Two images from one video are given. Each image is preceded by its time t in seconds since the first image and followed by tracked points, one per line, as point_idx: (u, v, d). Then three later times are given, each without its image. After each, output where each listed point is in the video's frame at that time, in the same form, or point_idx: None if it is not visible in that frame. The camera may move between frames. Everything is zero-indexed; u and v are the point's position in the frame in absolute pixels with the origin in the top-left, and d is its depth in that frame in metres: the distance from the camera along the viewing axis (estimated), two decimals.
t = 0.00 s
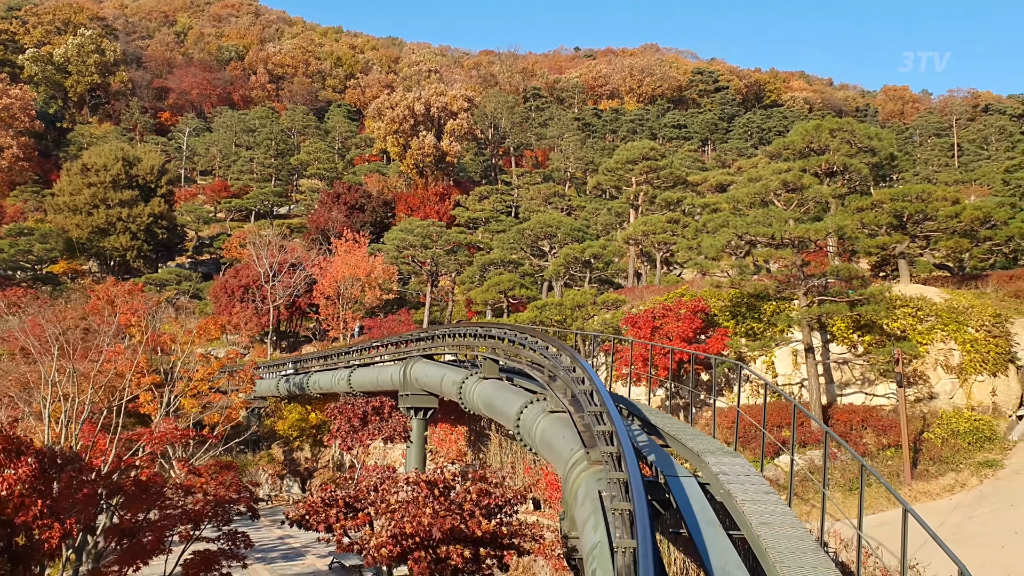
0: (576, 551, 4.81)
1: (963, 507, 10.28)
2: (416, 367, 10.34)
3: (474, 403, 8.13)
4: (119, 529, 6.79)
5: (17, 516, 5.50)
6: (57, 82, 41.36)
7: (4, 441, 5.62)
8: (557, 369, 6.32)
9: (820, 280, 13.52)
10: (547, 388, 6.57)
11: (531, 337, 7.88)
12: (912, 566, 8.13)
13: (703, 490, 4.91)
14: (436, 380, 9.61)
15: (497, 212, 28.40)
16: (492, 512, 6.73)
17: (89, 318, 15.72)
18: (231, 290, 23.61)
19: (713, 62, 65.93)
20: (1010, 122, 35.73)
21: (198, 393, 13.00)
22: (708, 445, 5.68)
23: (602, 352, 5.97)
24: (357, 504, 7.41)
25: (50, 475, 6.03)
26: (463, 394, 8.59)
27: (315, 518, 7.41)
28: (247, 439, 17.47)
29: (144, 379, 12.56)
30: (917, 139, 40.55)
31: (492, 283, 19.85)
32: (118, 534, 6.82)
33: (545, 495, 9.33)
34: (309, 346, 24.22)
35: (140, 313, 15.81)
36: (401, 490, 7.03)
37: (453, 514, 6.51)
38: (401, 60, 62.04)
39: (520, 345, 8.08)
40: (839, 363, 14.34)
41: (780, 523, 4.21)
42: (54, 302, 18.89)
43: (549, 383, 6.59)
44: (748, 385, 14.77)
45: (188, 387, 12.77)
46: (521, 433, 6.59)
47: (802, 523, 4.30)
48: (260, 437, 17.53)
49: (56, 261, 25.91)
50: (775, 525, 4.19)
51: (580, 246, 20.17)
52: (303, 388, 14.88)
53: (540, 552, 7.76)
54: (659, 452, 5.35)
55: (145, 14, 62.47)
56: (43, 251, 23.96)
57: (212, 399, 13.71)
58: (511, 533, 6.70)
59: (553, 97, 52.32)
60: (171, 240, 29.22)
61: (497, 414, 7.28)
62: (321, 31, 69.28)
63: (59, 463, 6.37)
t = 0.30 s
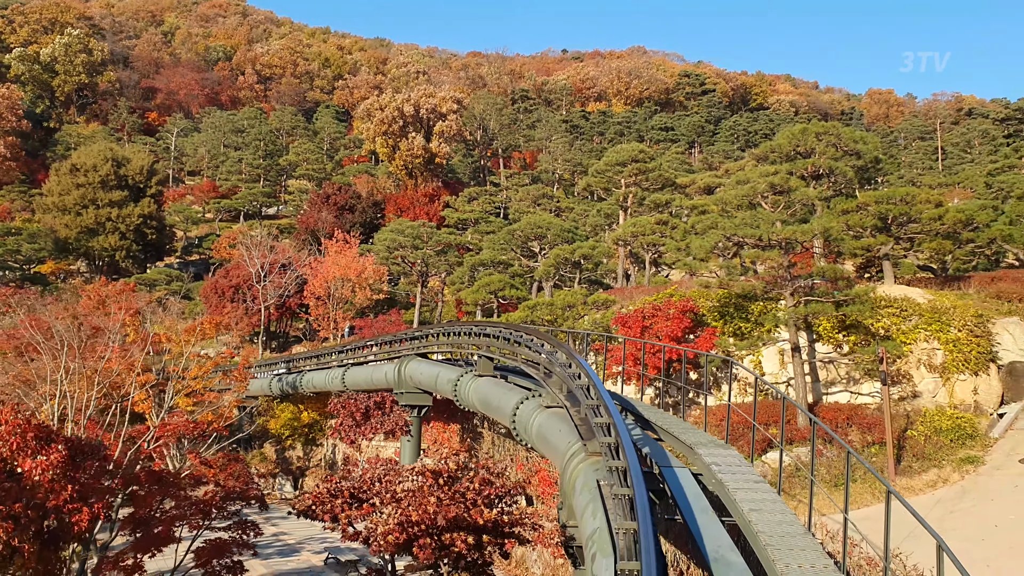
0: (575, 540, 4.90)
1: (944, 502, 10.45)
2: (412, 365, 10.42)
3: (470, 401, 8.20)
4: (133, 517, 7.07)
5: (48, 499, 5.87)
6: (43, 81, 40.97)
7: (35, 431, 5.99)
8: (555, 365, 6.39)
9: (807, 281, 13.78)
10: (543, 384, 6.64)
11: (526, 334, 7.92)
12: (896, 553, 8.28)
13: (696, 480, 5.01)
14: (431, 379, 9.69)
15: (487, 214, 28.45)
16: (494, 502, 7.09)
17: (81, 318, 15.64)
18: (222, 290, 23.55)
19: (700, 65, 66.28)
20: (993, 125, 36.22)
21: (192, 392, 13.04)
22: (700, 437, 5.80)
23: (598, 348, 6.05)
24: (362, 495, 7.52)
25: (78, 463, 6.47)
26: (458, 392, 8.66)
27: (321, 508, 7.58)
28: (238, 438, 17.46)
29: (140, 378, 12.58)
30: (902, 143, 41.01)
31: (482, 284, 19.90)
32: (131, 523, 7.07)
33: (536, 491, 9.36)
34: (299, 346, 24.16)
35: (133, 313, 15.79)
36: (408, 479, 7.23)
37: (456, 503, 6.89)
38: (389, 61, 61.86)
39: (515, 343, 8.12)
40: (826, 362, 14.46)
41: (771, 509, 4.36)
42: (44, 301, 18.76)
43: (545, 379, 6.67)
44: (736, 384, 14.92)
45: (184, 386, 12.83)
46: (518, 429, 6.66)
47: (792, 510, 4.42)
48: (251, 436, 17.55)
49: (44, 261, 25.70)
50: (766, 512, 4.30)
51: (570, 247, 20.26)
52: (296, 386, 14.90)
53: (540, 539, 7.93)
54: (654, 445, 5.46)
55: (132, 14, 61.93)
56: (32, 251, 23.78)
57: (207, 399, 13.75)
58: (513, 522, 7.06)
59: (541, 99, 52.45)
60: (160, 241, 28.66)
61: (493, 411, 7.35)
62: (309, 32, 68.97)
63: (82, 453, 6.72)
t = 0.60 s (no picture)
0: (569, 527, 5.00)
1: (923, 494, 10.66)
2: (404, 363, 10.51)
3: (462, 397, 8.25)
4: (141, 504, 7.22)
5: (72, 485, 6.09)
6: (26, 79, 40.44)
7: (59, 419, 6.16)
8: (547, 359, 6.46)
9: (789, 280, 13.98)
10: (534, 379, 6.71)
11: (516, 331, 7.98)
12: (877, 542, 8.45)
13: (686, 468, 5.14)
14: (423, 376, 9.78)
15: (474, 214, 28.46)
16: (491, 488, 6.98)
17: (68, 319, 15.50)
18: (209, 289, 23.41)
19: (685, 67, 66.69)
20: (974, 127, 36.73)
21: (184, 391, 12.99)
22: (687, 428, 5.93)
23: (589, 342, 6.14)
24: (363, 484, 7.41)
25: (97, 448, 6.67)
26: (450, 389, 8.69)
27: (323, 498, 7.53)
28: (227, 436, 17.42)
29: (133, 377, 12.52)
30: (885, 144, 41.51)
31: (470, 283, 19.92)
32: (138, 509, 7.24)
33: (526, 485, 9.44)
34: (287, 346, 24.07)
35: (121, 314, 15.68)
36: (408, 467, 7.17)
37: (456, 490, 6.84)
38: (374, 61, 61.64)
39: (506, 340, 8.18)
40: (808, 359, 14.70)
41: (757, 495, 4.51)
42: (30, 301, 18.56)
43: (537, 373, 6.75)
44: (721, 381, 15.09)
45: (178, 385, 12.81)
46: (510, 423, 6.72)
47: (776, 495, 4.57)
48: (241, 435, 17.53)
49: (29, 261, 25.40)
50: (752, 497, 4.45)
51: (558, 247, 20.35)
52: (287, 384, 14.91)
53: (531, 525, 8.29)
54: (644, 436, 5.57)
55: (116, 12, 61.22)
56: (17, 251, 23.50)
57: (199, 398, 13.72)
58: (509, 510, 7.05)
59: (527, 100, 52.52)
60: (146, 240, 28.60)
61: (486, 407, 7.39)
62: (294, 32, 68.55)
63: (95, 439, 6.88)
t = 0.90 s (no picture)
0: (557, 512, 5.11)
1: (899, 487, 10.93)
2: (391, 359, 10.60)
3: (450, 391, 8.32)
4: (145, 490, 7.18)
5: (85, 467, 6.16)
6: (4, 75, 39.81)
7: (72, 403, 6.23)
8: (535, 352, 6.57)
9: (769, 278, 14.00)
10: (523, 372, 6.81)
11: (503, 326, 8.08)
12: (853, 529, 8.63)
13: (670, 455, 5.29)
14: (411, 372, 9.87)
15: (458, 212, 28.50)
16: (483, 475, 6.88)
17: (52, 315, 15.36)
18: (193, 286, 23.24)
19: (667, 67, 67.18)
20: (951, 128, 37.41)
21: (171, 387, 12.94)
22: (671, 418, 6.09)
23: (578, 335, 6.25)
24: (358, 472, 7.30)
25: (111, 433, 6.72)
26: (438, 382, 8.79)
27: (319, 485, 7.44)
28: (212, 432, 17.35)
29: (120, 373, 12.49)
30: (863, 145, 42.17)
31: (455, 281, 19.96)
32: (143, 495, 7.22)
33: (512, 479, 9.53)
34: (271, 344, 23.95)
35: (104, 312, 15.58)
36: (403, 455, 7.13)
37: (450, 476, 6.74)
38: (357, 59, 61.37)
39: (493, 335, 8.28)
40: (788, 355, 14.98)
41: (739, 479, 4.67)
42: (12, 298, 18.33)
43: (525, 367, 6.85)
44: (703, 376, 15.33)
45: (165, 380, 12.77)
46: (499, 416, 6.81)
47: (757, 480, 4.74)
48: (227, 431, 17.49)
49: (10, 258, 25.06)
50: (734, 481, 4.61)
51: (542, 244, 20.48)
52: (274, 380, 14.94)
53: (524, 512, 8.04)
54: (629, 425, 5.71)
55: (95, 7, 60.41)
56: None
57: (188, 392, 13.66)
58: (501, 494, 6.94)
59: (510, 98, 52.60)
60: (130, 237, 28.31)
61: (475, 400, 7.47)
62: (276, 29, 68.04)
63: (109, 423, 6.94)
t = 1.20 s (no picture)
0: (542, 499, 5.24)
1: (869, 477, 11.29)
2: (373, 354, 10.64)
3: (433, 385, 8.41)
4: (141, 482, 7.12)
5: (92, 453, 6.17)
6: None
7: (77, 392, 6.25)
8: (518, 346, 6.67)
9: (744, 275, 14.31)
10: (506, 365, 6.93)
11: (485, 321, 8.18)
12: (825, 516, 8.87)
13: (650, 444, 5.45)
14: (393, 368, 9.92)
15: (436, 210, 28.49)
16: (471, 463, 7.00)
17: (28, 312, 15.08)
18: (171, 283, 22.93)
19: (643, 67, 67.72)
20: (920, 129, 38.34)
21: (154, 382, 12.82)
22: (650, 409, 6.26)
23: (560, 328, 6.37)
24: (348, 461, 7.31)
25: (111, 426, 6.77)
26: (421, 377, 8.86)
27: (309, 474, 7.41)
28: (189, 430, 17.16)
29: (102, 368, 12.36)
30: (835, 145, 43.02)
31: (434, 278, 19.99)
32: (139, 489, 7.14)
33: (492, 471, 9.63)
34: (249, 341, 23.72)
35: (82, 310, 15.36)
36: (391, 445, 7.18)
37: (439, 464, 6.82)
38: (333, 56, 60.87)
39: (475, 330, 8.37)
40: (762, 351, 15.29)
41: (717, 464, 4.85)
42: None
43: (508, 360, 6.96)
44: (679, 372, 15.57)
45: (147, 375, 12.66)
46: (483, 408, 6.91)
47: (733, 464, 4.92)
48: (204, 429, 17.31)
49: None
50: (712, 466, 4.79)
51: (521, 242, 20.59)
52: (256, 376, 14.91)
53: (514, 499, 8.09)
54: (610, 415, 5.87)
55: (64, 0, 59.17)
56: None
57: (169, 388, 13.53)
58: (488, 481, 7.02)
59: (487, 97, 52.62)
60: (105, 234, 27.82)
61: (458, 394, 7.56)
62: (250, 25, 67.20)
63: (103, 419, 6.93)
